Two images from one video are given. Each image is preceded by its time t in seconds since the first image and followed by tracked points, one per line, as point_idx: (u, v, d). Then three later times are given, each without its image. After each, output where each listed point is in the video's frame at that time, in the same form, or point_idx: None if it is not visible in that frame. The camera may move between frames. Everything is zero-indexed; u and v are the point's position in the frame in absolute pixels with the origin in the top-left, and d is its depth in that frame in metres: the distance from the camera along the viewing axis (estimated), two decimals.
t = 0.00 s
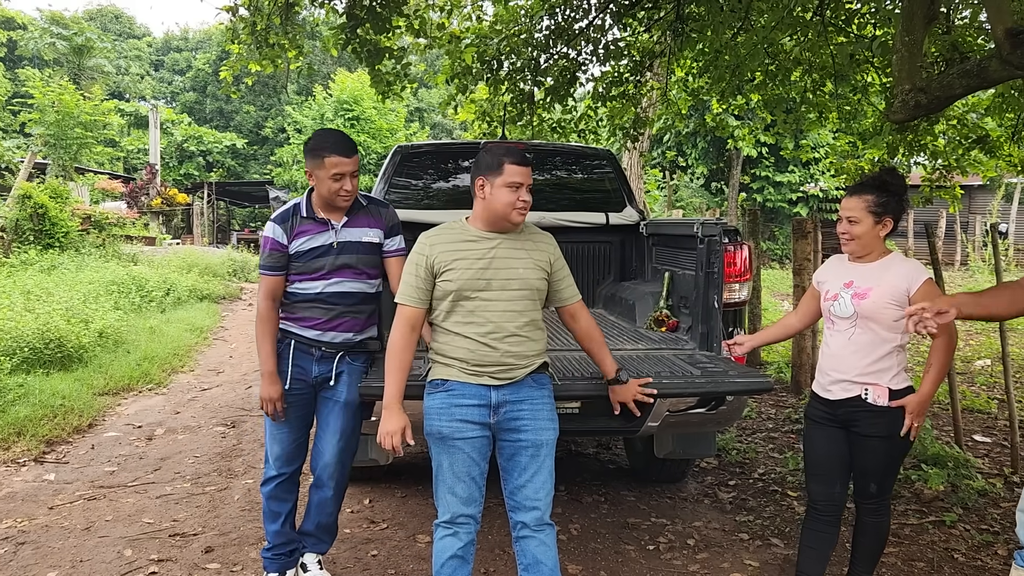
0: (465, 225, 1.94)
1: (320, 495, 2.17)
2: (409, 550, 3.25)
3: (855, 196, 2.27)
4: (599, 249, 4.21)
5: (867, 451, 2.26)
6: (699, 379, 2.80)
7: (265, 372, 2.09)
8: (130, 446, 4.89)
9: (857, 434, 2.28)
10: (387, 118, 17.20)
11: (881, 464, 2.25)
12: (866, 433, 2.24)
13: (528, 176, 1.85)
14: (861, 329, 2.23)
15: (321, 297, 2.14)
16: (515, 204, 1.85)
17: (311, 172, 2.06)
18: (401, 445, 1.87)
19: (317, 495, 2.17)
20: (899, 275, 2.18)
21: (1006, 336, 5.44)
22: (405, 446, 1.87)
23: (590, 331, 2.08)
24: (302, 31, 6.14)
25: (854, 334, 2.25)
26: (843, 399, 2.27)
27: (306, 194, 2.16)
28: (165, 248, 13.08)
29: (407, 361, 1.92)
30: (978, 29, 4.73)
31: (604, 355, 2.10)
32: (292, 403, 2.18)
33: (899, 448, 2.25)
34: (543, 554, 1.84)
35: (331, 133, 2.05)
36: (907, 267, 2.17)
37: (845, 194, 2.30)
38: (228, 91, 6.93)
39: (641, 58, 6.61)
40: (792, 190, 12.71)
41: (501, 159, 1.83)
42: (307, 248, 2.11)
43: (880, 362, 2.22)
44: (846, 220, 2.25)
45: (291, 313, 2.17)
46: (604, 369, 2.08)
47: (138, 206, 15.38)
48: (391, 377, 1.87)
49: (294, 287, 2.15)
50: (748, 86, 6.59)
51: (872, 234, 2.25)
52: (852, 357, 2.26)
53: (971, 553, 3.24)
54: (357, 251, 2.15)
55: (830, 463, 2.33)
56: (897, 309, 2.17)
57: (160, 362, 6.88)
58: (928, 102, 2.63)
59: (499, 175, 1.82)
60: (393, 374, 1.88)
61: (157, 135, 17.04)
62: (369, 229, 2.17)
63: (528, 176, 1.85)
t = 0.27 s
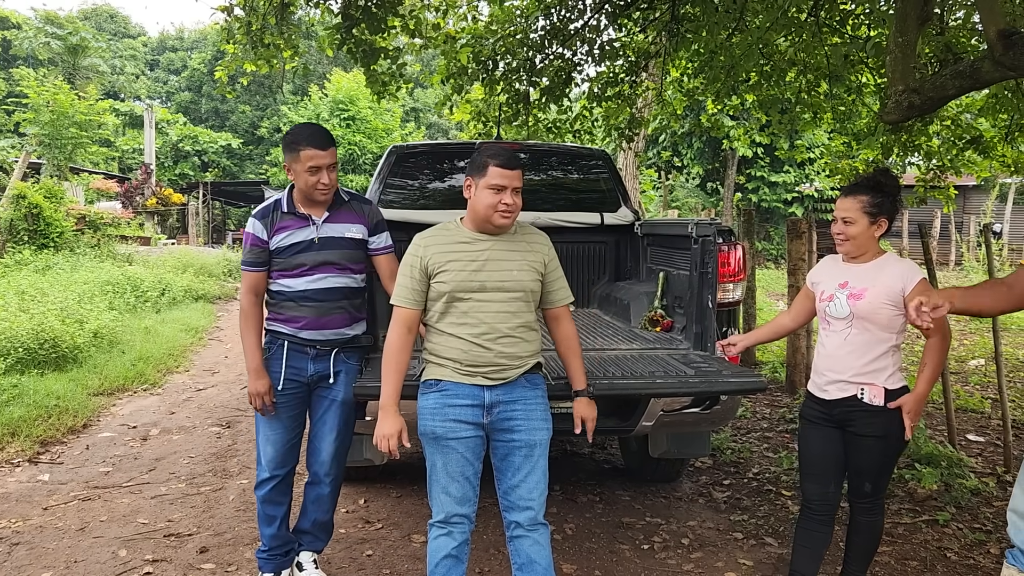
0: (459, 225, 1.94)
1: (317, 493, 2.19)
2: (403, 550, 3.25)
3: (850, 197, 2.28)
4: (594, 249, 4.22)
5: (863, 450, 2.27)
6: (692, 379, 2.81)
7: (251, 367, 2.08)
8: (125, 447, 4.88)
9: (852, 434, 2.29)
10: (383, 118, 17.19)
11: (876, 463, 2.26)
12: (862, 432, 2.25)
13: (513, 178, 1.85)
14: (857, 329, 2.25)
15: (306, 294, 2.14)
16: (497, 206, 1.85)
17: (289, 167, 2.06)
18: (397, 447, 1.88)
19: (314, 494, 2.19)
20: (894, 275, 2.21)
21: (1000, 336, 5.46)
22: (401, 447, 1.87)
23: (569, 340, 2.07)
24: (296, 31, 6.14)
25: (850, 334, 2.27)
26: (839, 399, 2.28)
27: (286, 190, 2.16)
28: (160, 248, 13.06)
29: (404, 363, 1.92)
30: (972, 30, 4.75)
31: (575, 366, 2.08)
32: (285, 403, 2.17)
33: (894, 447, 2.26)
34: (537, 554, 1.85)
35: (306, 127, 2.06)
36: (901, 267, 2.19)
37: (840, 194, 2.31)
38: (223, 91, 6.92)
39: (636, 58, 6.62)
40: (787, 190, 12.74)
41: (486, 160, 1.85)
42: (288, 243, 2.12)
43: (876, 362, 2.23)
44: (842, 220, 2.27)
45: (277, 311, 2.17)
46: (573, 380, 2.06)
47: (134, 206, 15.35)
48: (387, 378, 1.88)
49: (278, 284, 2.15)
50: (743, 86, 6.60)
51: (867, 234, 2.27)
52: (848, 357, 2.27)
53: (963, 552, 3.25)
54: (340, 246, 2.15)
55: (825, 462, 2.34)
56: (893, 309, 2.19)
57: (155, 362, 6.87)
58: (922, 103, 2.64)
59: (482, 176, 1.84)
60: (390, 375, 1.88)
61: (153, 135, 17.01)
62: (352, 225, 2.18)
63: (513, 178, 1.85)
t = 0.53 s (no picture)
0: (452, 226, 1.94)
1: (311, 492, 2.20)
2: (399, 550, 3.25)
3: (846, 197, 2.29)
4: (590, 249, 4.22)
5: (858, 450, 2.28)
6: (687, 378, 2.81)
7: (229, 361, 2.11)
8: (120, 447, 4.87)
9: (847, 433, 2.30)
10: (379, 119, 17.19)
11: (871, 463, 2.27)
12: (857, 432, 2.26)
13: (498, 180, 1.84)
14: (854, 330, 2.26)
15: (292, 290, 2.13)
16: (480, 208, 1.85)
17: (288, 158, 2.07)
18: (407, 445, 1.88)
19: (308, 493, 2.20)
20: (890, 276, 2.22)
21: (994, 336, 5.48)
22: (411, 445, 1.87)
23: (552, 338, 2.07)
24: (292, 31, 6.14)
25: (847, 335, 2.28)
26: (834, 399, 2.29)
27: (281, 184, 2.17)
28: (155, 249, 13.04)
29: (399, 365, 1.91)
30: (966, 31, 4.76)
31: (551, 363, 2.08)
32: (275, 404, 2.17)
33: (889, 447, 2.27)
34: (531, 553, 1.85)
35: (309, 121, 2.09)
36: (898, 267, 2.21)
37: (836, 195, 2.32)
38: (219, 91, 6.91)
39: (632, 59, 6.63)
40: (783, 191, 12.77)
41: (472, 162, 1.85)
42: (277, 235, 2.12)
43: (872, 362, 2.24)
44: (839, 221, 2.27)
45: (264, 307, 2.16)
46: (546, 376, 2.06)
47: (129, 206, 15.32)
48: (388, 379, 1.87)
49: (265, 279, 2.15)
50: (739, 86, 6.62)
51: (863, 234, 2.27)
52: (844, 357, 2.28)
53: (957, 551, 3.26)
54: (330, 242, 2.15)
55: (820, 462, 2.35)
56: (889, 309, 2.21)
57: (150, 363, 6.86)
58: (916, 103, 2.65)
59: (466, 177, 1.84)
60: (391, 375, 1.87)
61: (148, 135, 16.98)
62: (343, 222, 2.18)
63: (498, 180, 1.84)
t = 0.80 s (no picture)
0: (441, 227, 1.94)
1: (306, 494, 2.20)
2: (394, 551, 3.25)
3: (844, 197, 2.30)
4: (586, 249, 4.22)
5: (852, 449, 2.28)
6: (682, 379, 2.81)
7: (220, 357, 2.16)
8: (115, 448, 4.86)
9: (842, 433, 2.30)
10: (375, 119, 17.18)
11: (865, 462, 2.28)
12: (851, 431, 2.27)
13: (473, 182, 1.84)
14: (848, 329, 2.27)
15: (285, 290, 2.13)
16: (457, 211, 1.86)
17: (298, 154, 2.08)
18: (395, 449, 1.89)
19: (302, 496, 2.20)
20: (885, 276, 2.23)
21: (989, 337, 5.50)
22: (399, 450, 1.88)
23: (552, 327, 2.09)
24: (288, 31, 6.13)
25: (841, 334, 2.29)
26: (828, 398, 2.29)
27: (283, 181, 2.19)
28: (150, 249, 13.02)
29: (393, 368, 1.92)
30: (960, 31, 4.77)
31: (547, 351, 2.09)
32: (269, 406, 2.16)
33: (884, 446, 2.27)
34: (526, 554, 1.85)
35: (323, 121, 2.12)
36: (893, 267, 2.22)
37: (834, 194, 2.33)
38: (214, 91, 6.89)
39: (628, 59, 6.63)
40: (778, 191, 12.79)
41: (448, 164, 1.85)
42: (273, 231, 2.13)
43: (867, 361, 2.25)
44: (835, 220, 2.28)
45: (258, 306, 2.16)
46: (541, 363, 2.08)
47: (124, 206, 15.29)
48: (381, 382, 1.87)
49: (259, 276, 2.15)
50: (734, 87, 6.63)
51: (859, 234, 2.28)
52: (839, 357, 2.28)
53: (951, 550, 3.27)
54: (326, 243, 2.15)
55: (815, 462, 2.35)
56: (884, 309, 2.22)
57: (145, 363, 6.85)
58: (910, 104, 2.66)
59: (443, 180, 1.86)
60: (382, 377, 1.87)
61: (144, 135, 16.94)
62: (341, 223, 2.18)
63: (472, 183, 1.84)
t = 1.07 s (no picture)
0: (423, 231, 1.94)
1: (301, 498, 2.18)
2: (391, 551, 3.25)
3: (838, 198, 2.30)
4: (582, 250, 4.22)
5: (847, 449, 2.28)
6: (678, 379, 2.81)
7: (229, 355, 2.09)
8: (110, 449, 4.85)
9: (836, 432, 2.30)
10: (371, 119, 17.17)
11: (860, 462, 2.28)
12: (846, 431, 2.27)
13: (445, 189, 1.82)
14: (844, 329, 2.27)
15: (287, 292, 2.12)
16: (431, 217, 1.85)
17: (310, 153, 2.06)
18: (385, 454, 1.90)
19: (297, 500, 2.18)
20: (881, 276, 2.24)
21: (984, 337, 5.51)
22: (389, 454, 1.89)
23: (552, 315, 2.08)
24: (283, 32, 6.13)
25: (837, 334, 2.29)
26: (824, 398, 2.30)
27: (291, 181, 2.17)
28: (146, 249, 12.99)
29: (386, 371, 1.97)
30: (955, 32, 4.79)
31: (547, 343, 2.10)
32: (267, 408, 2.17)
33: (879, 446, 2.28)
34: (521, 554, 1.84)
35: (337, 122, 2.09)
36: (889, 267, 2.23)
37: (827, 196, 2.33)
38: (210, 92, 6.88)
39: (623, 60, 6.64)
40: (774, 192, 12.82)
41: (420, 172, 1.84)
42: (278, 232, 2.11)
43: (862, 361, 2.25)
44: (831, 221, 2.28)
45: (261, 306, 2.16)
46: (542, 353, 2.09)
47: (119, 206, 15.27)
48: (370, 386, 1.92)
49: (263, 277, 2.14)
50: (730, 87, 6.64)
51: (854, 235, 2.28)
52: (835, 357, 2.29)
53: (946, 550, 3.28)
54: (331, 244, 2.13)
55: (810, 462, 2.35)
56: (880, 308, 2.23)
57: (140, 364, 6.84)
58: (905, 105, 2.67)
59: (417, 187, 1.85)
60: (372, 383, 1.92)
61: (140, 135, 16.90)
62: (347, 223, 2.15)
63: (445, 189, 1.82)
